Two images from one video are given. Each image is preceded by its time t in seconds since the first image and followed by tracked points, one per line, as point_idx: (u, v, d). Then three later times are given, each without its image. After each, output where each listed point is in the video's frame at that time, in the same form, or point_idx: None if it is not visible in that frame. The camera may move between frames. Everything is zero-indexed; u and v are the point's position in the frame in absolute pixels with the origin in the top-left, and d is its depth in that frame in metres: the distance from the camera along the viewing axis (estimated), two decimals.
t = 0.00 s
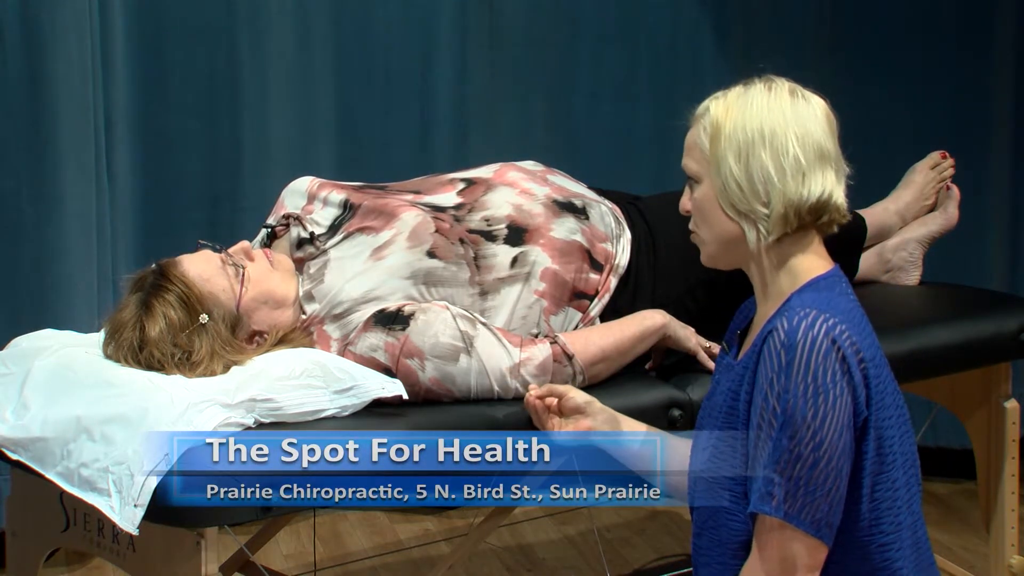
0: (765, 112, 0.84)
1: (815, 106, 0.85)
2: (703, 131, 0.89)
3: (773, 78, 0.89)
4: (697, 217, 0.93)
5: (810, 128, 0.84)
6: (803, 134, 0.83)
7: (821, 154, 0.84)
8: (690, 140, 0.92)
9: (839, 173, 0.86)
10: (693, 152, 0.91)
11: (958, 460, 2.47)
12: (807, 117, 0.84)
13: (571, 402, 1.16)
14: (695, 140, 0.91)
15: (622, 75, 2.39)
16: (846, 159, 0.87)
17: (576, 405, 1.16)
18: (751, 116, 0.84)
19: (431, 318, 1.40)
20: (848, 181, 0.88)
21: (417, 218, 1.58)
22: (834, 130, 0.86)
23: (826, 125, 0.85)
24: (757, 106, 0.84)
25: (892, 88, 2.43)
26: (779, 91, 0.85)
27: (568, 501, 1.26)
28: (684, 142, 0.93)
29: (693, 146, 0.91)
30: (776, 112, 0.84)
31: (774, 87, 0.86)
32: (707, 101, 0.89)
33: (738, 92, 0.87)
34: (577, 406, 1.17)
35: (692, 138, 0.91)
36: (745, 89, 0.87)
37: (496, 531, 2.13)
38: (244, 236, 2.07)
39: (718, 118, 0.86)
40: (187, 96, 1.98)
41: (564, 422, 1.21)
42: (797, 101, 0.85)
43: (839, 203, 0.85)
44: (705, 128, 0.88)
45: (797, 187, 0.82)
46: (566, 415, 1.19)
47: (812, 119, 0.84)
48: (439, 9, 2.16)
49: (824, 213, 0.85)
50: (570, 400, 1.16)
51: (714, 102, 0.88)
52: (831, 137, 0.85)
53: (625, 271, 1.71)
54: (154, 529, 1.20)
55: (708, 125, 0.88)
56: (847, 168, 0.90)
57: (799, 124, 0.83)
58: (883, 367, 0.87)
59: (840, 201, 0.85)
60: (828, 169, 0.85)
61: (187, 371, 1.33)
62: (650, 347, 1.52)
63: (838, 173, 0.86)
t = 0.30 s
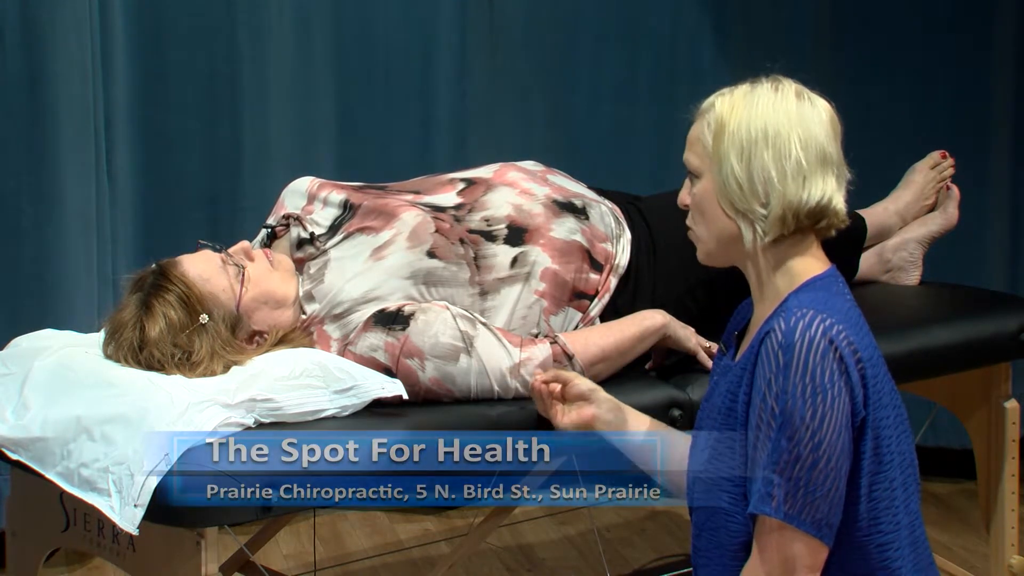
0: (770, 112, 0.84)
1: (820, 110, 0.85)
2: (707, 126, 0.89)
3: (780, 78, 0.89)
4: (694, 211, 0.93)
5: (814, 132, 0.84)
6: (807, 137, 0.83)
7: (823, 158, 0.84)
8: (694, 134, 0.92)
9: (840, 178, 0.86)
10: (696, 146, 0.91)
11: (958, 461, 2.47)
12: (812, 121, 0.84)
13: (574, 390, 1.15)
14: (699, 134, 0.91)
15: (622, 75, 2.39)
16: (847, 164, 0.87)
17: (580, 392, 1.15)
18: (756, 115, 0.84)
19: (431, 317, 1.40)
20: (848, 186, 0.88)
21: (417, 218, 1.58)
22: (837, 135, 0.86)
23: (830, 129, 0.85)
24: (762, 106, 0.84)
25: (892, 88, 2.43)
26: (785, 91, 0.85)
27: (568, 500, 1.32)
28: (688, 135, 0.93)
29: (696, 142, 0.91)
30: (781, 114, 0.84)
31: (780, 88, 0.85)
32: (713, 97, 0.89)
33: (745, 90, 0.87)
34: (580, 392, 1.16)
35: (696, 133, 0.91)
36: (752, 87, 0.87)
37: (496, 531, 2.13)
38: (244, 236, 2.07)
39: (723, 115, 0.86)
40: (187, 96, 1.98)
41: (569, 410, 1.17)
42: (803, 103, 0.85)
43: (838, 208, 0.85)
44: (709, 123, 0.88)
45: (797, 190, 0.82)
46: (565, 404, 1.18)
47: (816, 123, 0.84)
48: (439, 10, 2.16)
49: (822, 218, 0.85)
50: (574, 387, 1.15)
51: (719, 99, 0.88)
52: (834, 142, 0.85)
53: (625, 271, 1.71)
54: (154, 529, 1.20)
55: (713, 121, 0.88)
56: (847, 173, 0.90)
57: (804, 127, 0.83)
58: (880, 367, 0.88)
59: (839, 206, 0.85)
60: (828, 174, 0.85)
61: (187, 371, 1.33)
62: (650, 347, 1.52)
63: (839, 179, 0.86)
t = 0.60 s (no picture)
0: (778, 113, 0.84)
1: (828, 116, 0.85)
2: (714, 119, 0.89)
3: (790, 79, 0.88)
4: (692, 202, 0.93)
5: (820, 137, 0.84)
6: (812, 142, 0.83)
7: (827, 164, 0.84)
8: (701, 125, 0.91)
9: (842, 186, 0.87)
10: (702, 138, 0.91)
11: (958, 460, 2.47)
12: (819, 125, 0.84)
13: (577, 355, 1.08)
14: (706, 126, 0.90)
15: (622, 75, 2.39)
16: (850, 173, 0.87)
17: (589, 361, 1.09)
18: (764, 114, 0.84)
19: (431, 317, 1.40)
20: (849, 194, 0.88)
21: (417, 218, 1.58)
22: (842, 142, 0.86)
23: (836, 135, 0.85)
24: (771, 107, 0.84)
25: (892, 88, 2.43)
26: (795, 92, 0.85)
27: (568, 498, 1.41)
28: (694, 126, 0.93)
29: (701, 134, 0.91)
30: (789, 115, 0.84)
31: (791, 89, 0.85)
32: (723, 90, 0.89)
33: (755, 88, 0.86)
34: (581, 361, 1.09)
35: (704, 124, 0.91)
36: (762, 86, 0.86)
37: (496, 531, 2.13)
38: (244, 236, 2.07)
39: (731, 110, 0.86)
40: (187, 96, 1.98)
41: (571, 376, 1.09)
42: (812, 108, 0.84)
43: (836, 215, 0.86)
44: (717, 117, 0.88)
45: (798, 193, 0.82)
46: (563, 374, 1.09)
47: (823, 129, 0.84)
48: (439, 9, 2.16)
49: (820, 224, 0.85)
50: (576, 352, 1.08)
51: (729, 93, 0.88)
52: (839, 149, 0.85)
53: (625, 271, 1.71)
54: (153, 529, 1.20)
55: (720, 115, 0.87)
56: (849, 182, 0.90)
57: (810, 131, 0.83)
58: (873, 365, 0.88)
59: (838, 214, 0.85)
60: (831, 180, 0.85)
61: (187, 371, 1.33)
62: (650, 347, 1.52)
63: (841, 186, 0.86)
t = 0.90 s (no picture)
0: (775, 114, 0.84)
1: (825, 117, 0.85)
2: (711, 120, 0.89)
3: (785, 79, 0.89)
4: (690, 203, 0.93)
5: (817, 137, 0.84)
6: (810, 142, 0.83)
7: (824, 164, 0.84)
8: (698, 127, 0.91)
9: (839, 186, 0.87)
10: (700, 140, 0.91)
11: (958, 460, 2.47)
12: (815, 125, 0.84)
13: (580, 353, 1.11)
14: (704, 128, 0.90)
15: (622, 75, 2.38)
16: (847, 173, 0.87)
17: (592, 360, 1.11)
18: (761, 114, 0.84)
19: (431, 317, 1.40)
20: (846, 193, 0.89)
21: (417, 218, 1.58)
22: (839, 142, 0.86)
23: (832, 135, 0.85)
24: (768, 107, 0.84)
25: (892, 88, 2.43)
26: (791, 93, 0.85)
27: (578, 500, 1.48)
28: (691, 128, 0.93)
29: (698, 135, 0.91)
30: (785, 116, 0.84)
31: (786, 89, 0.85)
32: (719, 92, 0.89)
33: (752, 89, 0.86)
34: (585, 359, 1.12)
35: (701, 125, 0.91)
36: (759, 86, 0.87)
37: (496, 531, 2.12)
38: (243, 236, 2.07)
39: (728, 110, 0.86)
40: (187, 96, 1.98)
41: (576, 376, 1.12)
42: (809, 108, 0.85)
43: (835, 215, 0.86)
44: (713, 118, 0.88)
45: (797, 193, 0.83)
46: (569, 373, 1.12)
47: (820, 129, 0.84)
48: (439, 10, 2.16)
49: (819, 224, 0.86)
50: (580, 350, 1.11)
51: (726, 93, 0.88)
52: (835, 149, 0.85)
53: (625, 271, 1.71)
54: (153, 529, 1.20)
55: (717, 116, 0.87)
56: (846, 181, 0.90)
57: (808, 132, 0.83)
58: (874, 364, 0.88)
59: (836, 213, 0.85)
60: (829, 180, 0.85)
61: (187, 371, 1.33)
62: (650, 346, 1.52)
63: (838, 186, 0.86)
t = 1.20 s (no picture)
0: (762, 115, 0.84)
1: (811, 113, 0.85)
2: (699, 129, 0.89)
3: (767, 79, 0.88)
4: (687, 217, 0.93)
5: (805, 134, 0.84)
6: (799, 140, 0.83)
7: (816, 161, 0.84)
8: (685, 138, 0.92)
9: (833, 179, 0.87)
10: (688, 150, 0.91)
11: (958, 460, 2.47)
12: (803, 122, 0.84)
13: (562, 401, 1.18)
14: (691, 138, 0.90)
15: (622, 75, 2.38)
16: (839, 165, 0.87)
17: (572, 402, 1.18)
18: (748, 117, 0.84)
19: (431, 317, 1.39)
20: (841, 185, 0.89)
21: (417, 218, 1.58)
22: (829, 136, 0.86)
23: (821, 130, 0.85)
24: (754, 109, 0.84)
25: (892, 88, 2.43)
26: (774, 93, 0.85)
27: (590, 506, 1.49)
28: (678, 138, 0.93)
29: (686, 145, 0.91)
30: (771, 117, 0.84)
31: (769, 90, 0.85)
32: (703, 99, 0.89)
33: (735, 93, 0.86)
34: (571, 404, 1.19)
35: (688, 135, 0.91)
36: (742, 90, 0.87)
37: (496, 532, 2.12)
38: (244, 236, 2.07)
39: (714, 117, 0.86)
40: (187, 95, 1.97)
41: (560, 420, 1.19)
42: (794, 106, 0.84)
43: (832, 210, 0.86)
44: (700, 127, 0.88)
45: (792, 194, 0.83)
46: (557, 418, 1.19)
47: (808, 126, 0.84)
48: (439, 10, 2.16)
49: (817, 220, 0.86)
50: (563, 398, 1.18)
51: (709, 101, 0.88)
52: (825, 143, 0.85)
53: (625, 271, 1.71)
54: (154, 529, 1.20)
55: (704, 123, 0.88)
56: (839, 173, 0.90)
57: (796, 130, 0.84)
58: (879, 363, 0.88)
59: (834, 208, 0.85)
60: (822, 176, 0.85)
61: (187, 371, 1.33)
62: (650, 346, 1.52)
63: (832, 180, 0.86)
